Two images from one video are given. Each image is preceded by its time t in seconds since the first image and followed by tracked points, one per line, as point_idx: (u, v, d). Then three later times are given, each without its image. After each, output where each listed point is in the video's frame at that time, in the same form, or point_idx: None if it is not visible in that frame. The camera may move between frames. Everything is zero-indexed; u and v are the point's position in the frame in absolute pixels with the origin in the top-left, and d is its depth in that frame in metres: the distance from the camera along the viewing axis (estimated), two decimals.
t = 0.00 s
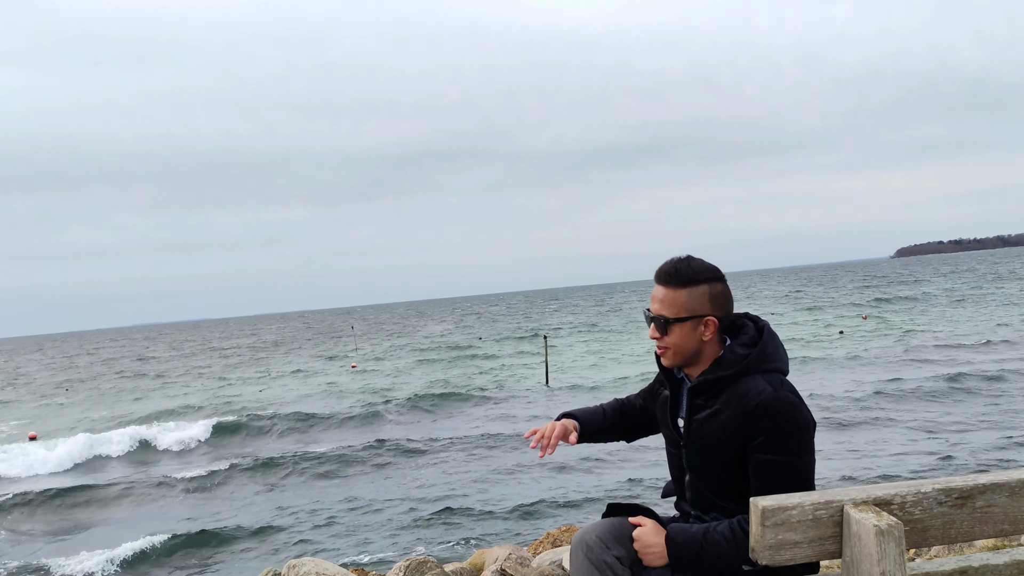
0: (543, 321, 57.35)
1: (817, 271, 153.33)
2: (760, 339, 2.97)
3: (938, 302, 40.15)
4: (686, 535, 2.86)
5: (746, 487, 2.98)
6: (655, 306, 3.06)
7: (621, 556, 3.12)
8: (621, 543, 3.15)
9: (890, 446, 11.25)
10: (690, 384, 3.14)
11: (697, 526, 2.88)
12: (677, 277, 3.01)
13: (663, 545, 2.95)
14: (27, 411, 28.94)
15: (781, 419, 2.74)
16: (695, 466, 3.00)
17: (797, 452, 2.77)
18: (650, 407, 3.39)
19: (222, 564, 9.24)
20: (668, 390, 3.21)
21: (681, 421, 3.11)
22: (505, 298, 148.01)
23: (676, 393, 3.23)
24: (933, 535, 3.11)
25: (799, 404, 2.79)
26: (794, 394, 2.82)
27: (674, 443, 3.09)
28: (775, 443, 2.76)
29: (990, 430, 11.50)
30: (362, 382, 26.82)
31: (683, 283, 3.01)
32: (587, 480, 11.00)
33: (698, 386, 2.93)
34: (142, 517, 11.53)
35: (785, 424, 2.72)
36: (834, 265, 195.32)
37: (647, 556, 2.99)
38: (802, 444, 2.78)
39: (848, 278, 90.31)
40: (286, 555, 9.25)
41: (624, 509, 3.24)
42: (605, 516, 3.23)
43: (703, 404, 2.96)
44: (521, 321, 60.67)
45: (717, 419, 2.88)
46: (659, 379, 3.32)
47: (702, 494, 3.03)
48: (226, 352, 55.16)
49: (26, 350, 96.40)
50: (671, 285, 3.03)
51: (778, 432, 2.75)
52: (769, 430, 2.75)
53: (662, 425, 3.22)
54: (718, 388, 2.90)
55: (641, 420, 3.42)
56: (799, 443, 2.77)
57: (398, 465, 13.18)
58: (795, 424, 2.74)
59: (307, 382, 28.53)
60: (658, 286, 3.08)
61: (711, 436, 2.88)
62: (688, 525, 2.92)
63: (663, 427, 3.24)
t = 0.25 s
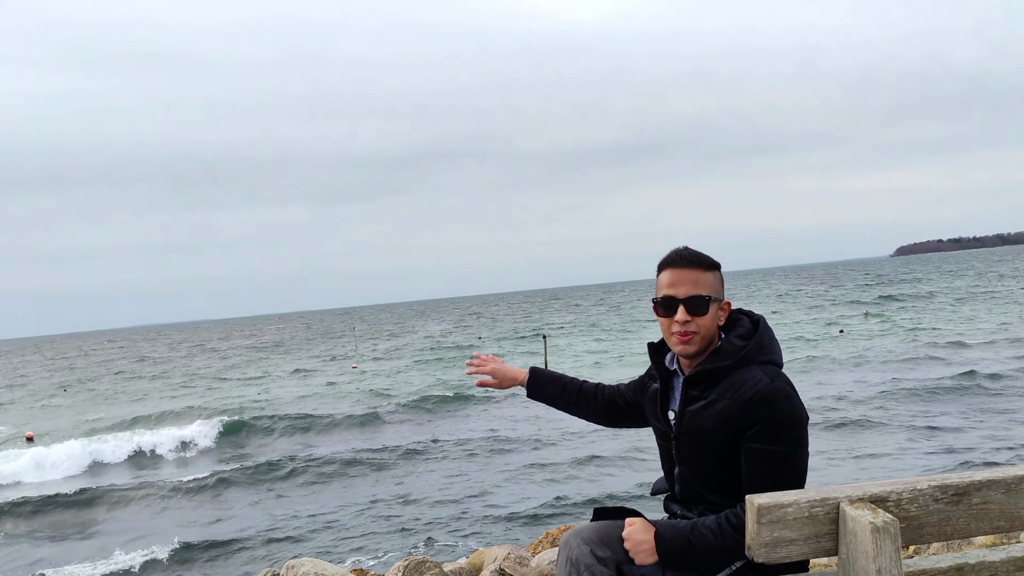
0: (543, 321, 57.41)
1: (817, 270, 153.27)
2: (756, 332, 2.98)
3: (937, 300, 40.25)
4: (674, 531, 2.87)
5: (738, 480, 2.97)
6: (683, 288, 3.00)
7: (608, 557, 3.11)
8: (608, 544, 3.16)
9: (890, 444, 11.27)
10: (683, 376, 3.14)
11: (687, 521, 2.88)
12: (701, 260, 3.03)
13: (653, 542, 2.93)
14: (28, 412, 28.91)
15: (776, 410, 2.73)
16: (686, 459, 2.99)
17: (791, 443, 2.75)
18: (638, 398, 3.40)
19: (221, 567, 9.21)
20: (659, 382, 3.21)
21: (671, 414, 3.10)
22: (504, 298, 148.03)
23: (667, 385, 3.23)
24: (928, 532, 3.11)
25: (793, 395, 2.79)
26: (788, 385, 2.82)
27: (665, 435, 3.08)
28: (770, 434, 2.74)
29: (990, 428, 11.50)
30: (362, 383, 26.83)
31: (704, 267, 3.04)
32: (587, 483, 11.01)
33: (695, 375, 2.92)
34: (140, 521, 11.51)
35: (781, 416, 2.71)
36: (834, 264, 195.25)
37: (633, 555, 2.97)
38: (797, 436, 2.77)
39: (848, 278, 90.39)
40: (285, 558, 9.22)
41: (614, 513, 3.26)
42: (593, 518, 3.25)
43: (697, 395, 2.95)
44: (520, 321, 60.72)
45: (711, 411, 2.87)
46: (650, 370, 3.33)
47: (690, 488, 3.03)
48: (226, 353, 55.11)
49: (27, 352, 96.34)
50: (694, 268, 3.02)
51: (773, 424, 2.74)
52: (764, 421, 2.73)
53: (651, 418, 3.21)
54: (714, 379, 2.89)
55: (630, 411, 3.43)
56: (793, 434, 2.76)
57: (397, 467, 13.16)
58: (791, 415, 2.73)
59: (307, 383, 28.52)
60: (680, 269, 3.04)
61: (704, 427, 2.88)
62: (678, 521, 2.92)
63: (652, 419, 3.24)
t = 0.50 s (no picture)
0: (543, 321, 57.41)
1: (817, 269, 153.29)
2: (751, 333, 2.98)
3: (936, 299, 40.30)
4: (670, 531, 2.87)
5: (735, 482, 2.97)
6: (688, 288, 3.00)
7: (604, 557, 3.10)
8: (604, 544, 3.14)
9: (889, 443, 11.28)
10: (679, 377, 3.14)
11: (683, 523, 2.89)
12: (703, 261, 3.03)
13: (649, 542, 2.93)
14: (28, 413, 28.86)
15: (770, 412, 2.72)
16: (683, 460, 2.99)
17: (786, 444, 2.75)
18: (637, 399, 3.41)
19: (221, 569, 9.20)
20: (655, 383, 3.21)
21: (667, 416, 3.11)
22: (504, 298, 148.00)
23: (664, 386, 3.23)
24: (928, 531, 3.11)
25: (788, 396, 2.78)
26: (783, 386, 2.81)
27: (662, 436, 3.08)
28: (765, 435, 2.74)
29: (989, 427, 11.52)
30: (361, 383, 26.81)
31: (706, 267, 3.05)
32: (587, 484, 11.00)
33: (690, 377, 2.92)
34: (140, 523, 11.50)
35: (775, 417, 2.71)
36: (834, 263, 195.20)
37: (630, 555, 2.97)
38: (792, 438, 2.76)
39: (847, 277, 90.41)
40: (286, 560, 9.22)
41: (613, 514, 3.26)
42: (590, 519, 3.24)
43: (692, 397, 2.96)
44: (520, 321, 60.71)
45: (706, 413, 2.87)
46: (648, 370, 3.33)
47: (688, 490, 3.03)
48: (225, 353, 55.04)
49: (26, 352, 96.25)
50: (696, 268, 3.03)
51: (768, 424, 2.74)
52: (759, 422, 2.73)
53: (648, 419, 3.22)
54: (709, 380, 2.89)
55: (629, 411, 3.44)
56: (789, 435, 2.75)
57: (397, 468, 13.16)
58: (786, 416, 2.73)
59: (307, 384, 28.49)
60: (682, 269, 3.05)
61: (699, 428, 2.88)
62: (675, 523, 2.92)
63: (650, 420, 3.24)
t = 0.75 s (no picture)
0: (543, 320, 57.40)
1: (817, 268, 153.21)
2: (756, 335, 2.98)
3: (936, 298, 40.29)
4: (672, 534, 2.87)
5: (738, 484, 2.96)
6: (693, 292, 3.00)
7: (605, 561, 3.10)
8: (606, 548, 3.14)
9: (890, 443, 11.28)
10: (683, 379, 3.14)
11: (685, 525, 2.88)
12: (709, 264, 3.03)
13: (651, 544, 2.93)
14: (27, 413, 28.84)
15: (774, 413, 2.71)
16: (686, 462, 2.99)
17: (789, 447, 2.74)
18: (640, 399, 3.40)
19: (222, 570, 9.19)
20: (658, 385, 3.21)
21: (671, 418, 3.10)
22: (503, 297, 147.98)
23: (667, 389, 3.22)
24: (929, 532, 3.11)
25: (792, 399, 2.77)
26: (787, 389, 2.80)
27: (665, 438, 3.08)
28: (768, 438, 2.73)
29: (990, 427, 11.52)
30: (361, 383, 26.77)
31: (712, 271, 3.04)
32: (587, 486, 10.99)
33: (694, 380, 2.91)
34: (140, 524, 11.48)
35: (779, 419, 2.70)
36: (833, 262, 195.20)
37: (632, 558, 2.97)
38: (796, 439, 2.76)
39: (847, 276, 90.40)
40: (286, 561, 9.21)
41: (614, 515, 3.25)
42: (592, 523, 3.24)
43: (696, 399, 2.95)
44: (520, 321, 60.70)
45: (710, 415, 2.87)
46: (651, 371, 3.32)
47: (690, 491, 3.03)
48: (225, 353, 54.99)
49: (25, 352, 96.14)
50: (702, 271, 3.03)
51: (771, 427, 2.73)
52: (762, 425, 2.72)
53: (652, 420, 3.22)
54: (713, 383, 2.88)
55: (633, 411, 3.44)
56: (792, 438, 2.75)
57: (397, 469, 13.15)
58: (789, 419, 2.72)
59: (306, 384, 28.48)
60: (687, 272, 3.05)
61: (703, 430, 2.87)
62: (677, 525, 2.91)
63: (653, 422, 3.24)
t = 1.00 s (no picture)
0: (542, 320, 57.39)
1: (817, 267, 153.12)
2: (752, 334, 2.98)
3: (936, 297, 40.31)
4: (673, 534, 2.87)
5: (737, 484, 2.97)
6: (691, 295, 3.01)
7: (605, 564, 3.10)
8: (605, 550, 3.14)
9: (890, 442, 11.28)
10: (680, 381, 3.14)
11: (685, 526, 2.89)
12: (707, 267, 3.04)
13: (650, 545, 2.94)
14: (29, 414, 28.84)
15: (772, 412, 2.71)
16: (685, 463, 2.99)
17: (787, 446, 2.75)
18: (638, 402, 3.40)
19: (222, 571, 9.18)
20: (656, 387, 3.21)
21: (670, 419, 3.10)
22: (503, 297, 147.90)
23: (665, 391, 3.23)
24: (927, 531, 3.11)
25: (789, 397, 2.77)
26: (784, 387, 2.81)
27: (665, 439, 3.08)
28: (766, 437, 2.74)
29: (989, 426, 11.53)
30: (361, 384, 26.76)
31: (709, 274, 3.06)
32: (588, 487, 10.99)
33: (692, 380, 2.92)
34: (140, 526, 11.48)
35: (777, 419, 2.71)
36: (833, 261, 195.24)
37: (632, 561, 2.97)
38: (793, 437, 2.76)
39: (846, 275, 90.39)
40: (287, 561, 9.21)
41: (612, 517, 3.25)
42: (591, 525, 3.24)
43: (694, 399, 2.96)
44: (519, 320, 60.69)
45: (708, 416, 2.87)
46: (649, 374, 3.32)
47: (690, 492, 3.02)
48: (224, 353, 54.97)
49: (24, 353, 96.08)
50: (700, 274, 3.04)
51: (769, 426, 2.74)
52: (759, 423, 2.73)
53: (650, 423, 3.22)
54: (710, 383, 2.89)
55: (631, 414, 3.43)
56: (790, 436, 2.75)
57: (397, 469, 13.15)
58: (787, 417, 2.72)
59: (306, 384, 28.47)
60: (685, 275, 3.05)
61: (702, 431, 2.88)
62: (678, 526, 2.92)
63: (652, 424, 3.24)
